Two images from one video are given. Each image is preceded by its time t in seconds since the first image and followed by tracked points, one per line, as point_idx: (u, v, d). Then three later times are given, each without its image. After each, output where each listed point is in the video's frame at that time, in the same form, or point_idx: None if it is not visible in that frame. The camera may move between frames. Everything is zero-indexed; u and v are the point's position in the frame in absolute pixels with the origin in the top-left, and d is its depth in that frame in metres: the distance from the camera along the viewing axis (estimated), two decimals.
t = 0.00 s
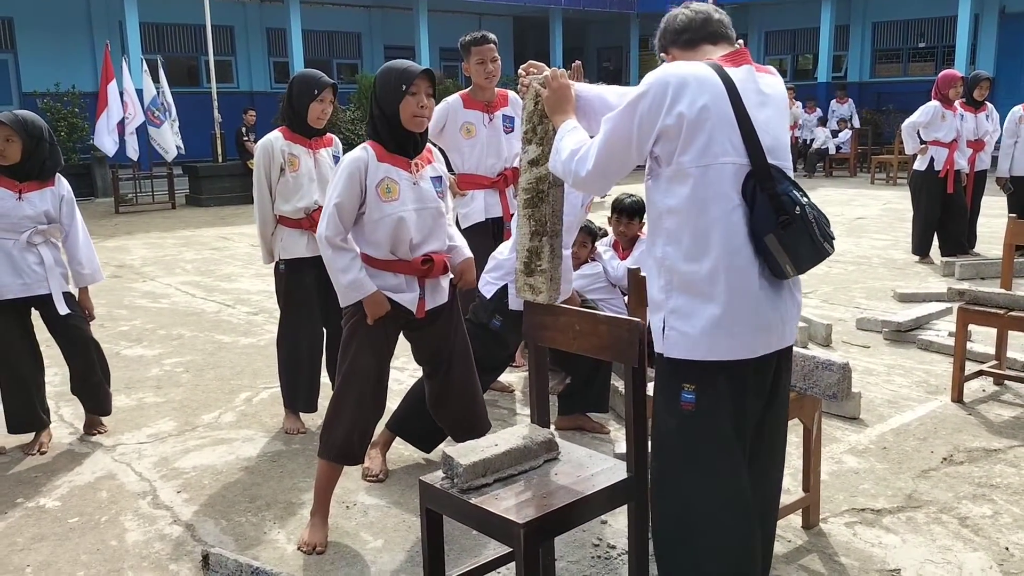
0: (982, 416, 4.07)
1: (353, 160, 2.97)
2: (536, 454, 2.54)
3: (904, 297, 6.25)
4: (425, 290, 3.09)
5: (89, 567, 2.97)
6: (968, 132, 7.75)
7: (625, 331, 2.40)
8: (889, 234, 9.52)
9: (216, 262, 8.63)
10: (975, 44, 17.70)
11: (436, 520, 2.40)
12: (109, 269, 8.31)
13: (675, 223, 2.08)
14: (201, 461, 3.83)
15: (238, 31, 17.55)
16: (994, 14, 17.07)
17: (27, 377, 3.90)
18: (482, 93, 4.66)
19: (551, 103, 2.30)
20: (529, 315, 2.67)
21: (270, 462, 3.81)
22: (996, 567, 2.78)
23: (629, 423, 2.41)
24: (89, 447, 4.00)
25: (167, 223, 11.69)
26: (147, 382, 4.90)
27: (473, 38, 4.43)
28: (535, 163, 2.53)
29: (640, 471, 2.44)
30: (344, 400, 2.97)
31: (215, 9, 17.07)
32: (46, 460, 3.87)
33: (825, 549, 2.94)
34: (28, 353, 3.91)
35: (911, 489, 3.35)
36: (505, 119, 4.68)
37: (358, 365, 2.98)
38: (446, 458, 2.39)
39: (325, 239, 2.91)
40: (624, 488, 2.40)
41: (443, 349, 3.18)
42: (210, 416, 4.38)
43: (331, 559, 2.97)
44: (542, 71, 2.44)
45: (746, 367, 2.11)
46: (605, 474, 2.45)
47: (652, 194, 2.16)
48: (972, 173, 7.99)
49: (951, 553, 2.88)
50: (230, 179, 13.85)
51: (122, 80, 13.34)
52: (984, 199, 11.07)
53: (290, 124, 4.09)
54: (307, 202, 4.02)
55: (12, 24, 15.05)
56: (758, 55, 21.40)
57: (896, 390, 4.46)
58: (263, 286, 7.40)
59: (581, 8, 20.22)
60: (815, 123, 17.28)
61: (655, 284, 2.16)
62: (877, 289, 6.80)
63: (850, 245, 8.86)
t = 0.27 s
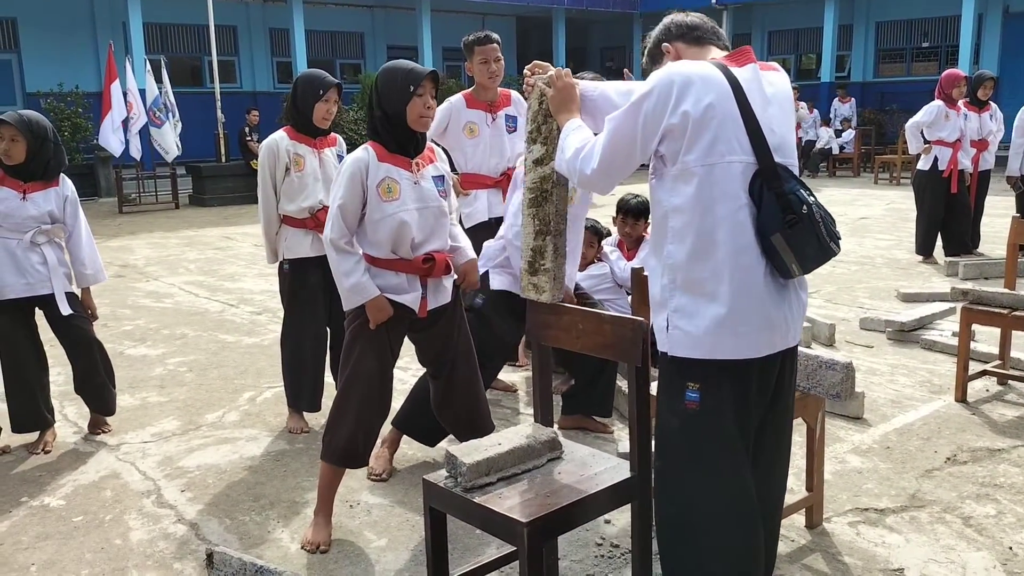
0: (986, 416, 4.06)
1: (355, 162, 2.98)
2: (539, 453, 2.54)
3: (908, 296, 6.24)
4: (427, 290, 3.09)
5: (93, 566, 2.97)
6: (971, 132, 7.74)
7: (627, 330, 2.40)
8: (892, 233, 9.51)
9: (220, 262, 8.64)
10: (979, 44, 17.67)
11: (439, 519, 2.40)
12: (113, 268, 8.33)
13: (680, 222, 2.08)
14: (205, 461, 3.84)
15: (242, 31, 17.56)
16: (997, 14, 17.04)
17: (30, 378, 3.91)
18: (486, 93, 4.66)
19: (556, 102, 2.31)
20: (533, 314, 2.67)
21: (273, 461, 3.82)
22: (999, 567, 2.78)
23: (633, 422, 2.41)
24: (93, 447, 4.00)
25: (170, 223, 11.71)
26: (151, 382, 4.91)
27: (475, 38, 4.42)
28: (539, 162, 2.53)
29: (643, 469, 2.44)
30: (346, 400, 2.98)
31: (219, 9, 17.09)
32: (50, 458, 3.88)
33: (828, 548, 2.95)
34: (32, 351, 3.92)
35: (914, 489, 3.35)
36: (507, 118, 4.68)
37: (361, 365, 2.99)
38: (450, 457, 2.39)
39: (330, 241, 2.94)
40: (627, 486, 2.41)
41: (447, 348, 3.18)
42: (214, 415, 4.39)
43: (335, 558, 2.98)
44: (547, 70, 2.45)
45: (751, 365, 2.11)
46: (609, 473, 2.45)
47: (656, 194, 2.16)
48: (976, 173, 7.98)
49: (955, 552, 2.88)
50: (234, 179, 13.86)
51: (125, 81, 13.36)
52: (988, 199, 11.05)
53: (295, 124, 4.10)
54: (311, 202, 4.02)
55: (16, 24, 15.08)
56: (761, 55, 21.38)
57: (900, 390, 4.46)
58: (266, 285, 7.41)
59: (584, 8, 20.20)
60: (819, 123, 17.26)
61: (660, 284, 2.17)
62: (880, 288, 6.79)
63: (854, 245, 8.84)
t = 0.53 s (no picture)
0: (987, 417, 4.07)
1: (360, 161, 2.98)
2: (540, 453, 2.54)
3: (909, 297, 6.25)
4: (430, 289, 3.09)
5: (95, 564, 2.98)
6: (973, 133, 7.74)
7: (628, 330, 2.41)
8: (894, 234, 9.51)
9: (221, 261, 8.65)
10: (981, 44, 17.66)
11: (440, 518, 2.41)
12: (114, 268, 8.34)
13: (684, 225, 2.08)
14: (206, 460, 3.85)
15: (244, 31, 17.58)
16: (999, 14, 17.03)
17: (32, 377, 3.91)
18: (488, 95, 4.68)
19: (560, 102, 2.31)
20: (534, 315, 2.67)
21: (275, 460, 3.83)
22: (999, 567, 2.78)
23: (634, 422, 2.41)
24: (95, 445, 4.01)
25: (172, 223, 11.72)
26: (153, 381, 4.92)
27: (479, 39, 4.35)
28: (541, 162, 2.54)
29: (644, 469, 2.45)
30: (349, 400, 2.98)
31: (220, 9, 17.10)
32: (52, 457, 3.89)
33: (829, 548, 2.95)
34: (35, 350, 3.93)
35: (915, 489, 3.35)
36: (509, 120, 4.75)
37: (363, 366, 2.99)
38: (451, 456, 2.40)
39: (334, 240, 2.93)
40: (627, 486, 2.41)
41: (449, 350, 3.19)
42: (216, 414, 4.40)
43: (336, 557, 2.98)
44: (550, 71, 2.46)
45: (754, 368, 2.12)
46: (609, 472, 2.46)
47: (660, 196, 2.16)
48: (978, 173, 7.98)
49: (955, 553, 2.88)
50: (236, 178, 13.88)
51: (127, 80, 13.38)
52: (990, 200, 11.04)
53: (298, 124, 4.10)
54: (315, 202, 4.03)
55: (19, 23, 15.11)
56: (762, 55, 21.38)
57: (901, 390, 4.46)
58: (268, 285, 7.42)
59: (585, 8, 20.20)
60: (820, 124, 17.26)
61: (662, 286, 2.17)
62: (881, 289, 6.79)
63: (855, 245, 8.84)
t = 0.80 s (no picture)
0: (987, 418, 4.06)
1: (364, 160, 2.98)
2: (540, 453, 2.54)
3: (910, 298, 6.24)
4: (432, 289, 3.09)
5: (96, 563, 2.98)
6: (974, 134, 7.73)
7: (629, 330, 2.40)
8: (895, 235, 9.50)
9: (222, 260, 8.65)
10: (982, 45, 17.65)
11: (440, 518, 2.41)
12: (115, 267, 8.34)
13: (688, 229, 2.08)
14: (207, 459, 3.85)
15: (245, 30, 17.58)
16: (1001, 16, 17.03)
17: (32, 376, 3.91)
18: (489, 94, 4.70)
19: (564, 102, 2.31)
20: (534, 315, 2.67)
21: (275, 459, 3.83)
22: (1000, 569, 2.78)
23: (635, 423, 2.41)
24: (96, 444, 4.01)
25: (173, 222, 11.73)
26: (153, 380, 4.92)
27: (479, 38, 4.43)
28: (544, 162, 2.53)
29: (645, 470, 2.45)
30: (350, 400, 2.98)
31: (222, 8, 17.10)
32: (52, 456, 3.88)
33: (829, 549, 2.95)
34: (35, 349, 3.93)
35: (915, 490, 3.35)
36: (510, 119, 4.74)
37: (364, 366, 2.99)
38: (451, 456, 2.40)
39: (337, 239, 2.93)
40: (628, 486, 2.41)
41: (450, 350, 3.19)
42: (216, 413, 4.40)
43: (336, 557, 2.98)
44: (554, 72, 2.46)
45: (756, 372, 2.12)
46: (610, 472, 2.46)
47: (664, 198, 2.16)
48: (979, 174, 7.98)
49: (956, 554, 2.88)
50: (237, 178, 13.88)
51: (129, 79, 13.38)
52: (992, 201, 11.04)
53: (299, 123, 4.10)
54: (318, 201, 4.03)
55: (20, 22, 15.11)
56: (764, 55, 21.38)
57: (901, 391, 4.46)
58: (268, 284, 7.42)
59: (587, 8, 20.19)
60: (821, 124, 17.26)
61: (665, 287, 2.17)
62: (882, 290, 6.79)
63: (857, 246, 8.84)
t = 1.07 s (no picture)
0: (989, 419, 4.05)
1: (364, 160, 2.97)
2: (541, 453, 2.54)
3: (912, 298, 6.22)
4: (432, 288, 3.08)
5: (95, 562, 2.98)
6: (977, 134, 7.71)
7: (631, 330, 2.39)
8: (898, 235, 9.48)
9: (223, 259, 8.64)
10: (985, 45, 17.63)
11: (440, 518, 2.40)
12: (116, 265, 8.34)
13: (690, 231, 2.07)
14: (207, 458, 3.84)
15: (246, 29, 17.57)
16: (1004, 16, 17.00)
17: (32, 375, 3.91)
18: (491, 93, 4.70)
19: (564, 102, 2.30)
20: (533, 315, 2.65)
21: (275, 459, 3.82)
22: (1002, 570, 2.77)
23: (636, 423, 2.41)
24: (96, 443, 4.01)
25: (174, 220, 11.72)
26: (154, 378, 4.92)
27: (483, 37, 4.43)
28: (545, 162, 2.53)
29: (646, 471, 2.44)
30: (350, 400, 2.97)
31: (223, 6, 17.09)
32: (52, 455, 3.88)
33: (831, 550, 2.94)
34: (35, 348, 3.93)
35: (917, 491, 3.34)
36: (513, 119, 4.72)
37: (364, 367, 2.98)
38: (452, 456, 2.39)
39: (337, 239, 2.92)
40: (629, 487, 2.40)
41: (450, 350, 3.18)
42: (217, 412, 4.39)
43: (337, 557, 2.97)
44: (556, 72, 2.46)
45: (756, 374, 2.11)
46: (611, 473, 2.45)
47: (665, 198, 2.15)
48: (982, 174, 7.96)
49: (958, 555, 2.87)
50: (239, 176, 13.87)
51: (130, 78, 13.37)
52: (995, 202, 11.02)
53: (300, 122, 4.10)
54: (319, 200, 4.02)
55: (21, 20, 15.10)
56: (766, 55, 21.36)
57: (903, 392, 4.45)
58: (269, 283, 7.41)
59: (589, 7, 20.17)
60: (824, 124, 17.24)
61: (666, 288, 2.16)
62: (885, 290, 6.77)
63: (859, 246, 8.82)
